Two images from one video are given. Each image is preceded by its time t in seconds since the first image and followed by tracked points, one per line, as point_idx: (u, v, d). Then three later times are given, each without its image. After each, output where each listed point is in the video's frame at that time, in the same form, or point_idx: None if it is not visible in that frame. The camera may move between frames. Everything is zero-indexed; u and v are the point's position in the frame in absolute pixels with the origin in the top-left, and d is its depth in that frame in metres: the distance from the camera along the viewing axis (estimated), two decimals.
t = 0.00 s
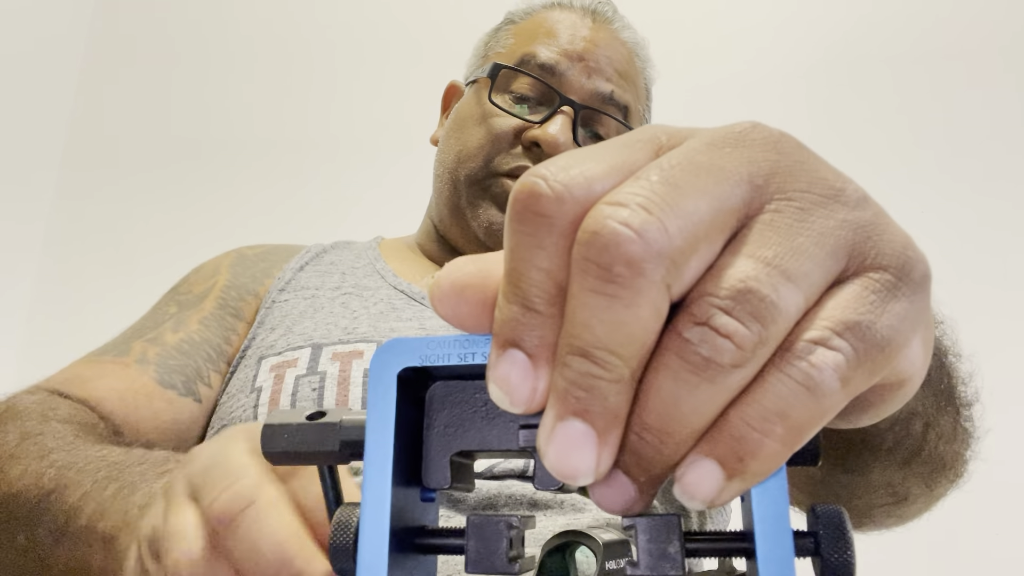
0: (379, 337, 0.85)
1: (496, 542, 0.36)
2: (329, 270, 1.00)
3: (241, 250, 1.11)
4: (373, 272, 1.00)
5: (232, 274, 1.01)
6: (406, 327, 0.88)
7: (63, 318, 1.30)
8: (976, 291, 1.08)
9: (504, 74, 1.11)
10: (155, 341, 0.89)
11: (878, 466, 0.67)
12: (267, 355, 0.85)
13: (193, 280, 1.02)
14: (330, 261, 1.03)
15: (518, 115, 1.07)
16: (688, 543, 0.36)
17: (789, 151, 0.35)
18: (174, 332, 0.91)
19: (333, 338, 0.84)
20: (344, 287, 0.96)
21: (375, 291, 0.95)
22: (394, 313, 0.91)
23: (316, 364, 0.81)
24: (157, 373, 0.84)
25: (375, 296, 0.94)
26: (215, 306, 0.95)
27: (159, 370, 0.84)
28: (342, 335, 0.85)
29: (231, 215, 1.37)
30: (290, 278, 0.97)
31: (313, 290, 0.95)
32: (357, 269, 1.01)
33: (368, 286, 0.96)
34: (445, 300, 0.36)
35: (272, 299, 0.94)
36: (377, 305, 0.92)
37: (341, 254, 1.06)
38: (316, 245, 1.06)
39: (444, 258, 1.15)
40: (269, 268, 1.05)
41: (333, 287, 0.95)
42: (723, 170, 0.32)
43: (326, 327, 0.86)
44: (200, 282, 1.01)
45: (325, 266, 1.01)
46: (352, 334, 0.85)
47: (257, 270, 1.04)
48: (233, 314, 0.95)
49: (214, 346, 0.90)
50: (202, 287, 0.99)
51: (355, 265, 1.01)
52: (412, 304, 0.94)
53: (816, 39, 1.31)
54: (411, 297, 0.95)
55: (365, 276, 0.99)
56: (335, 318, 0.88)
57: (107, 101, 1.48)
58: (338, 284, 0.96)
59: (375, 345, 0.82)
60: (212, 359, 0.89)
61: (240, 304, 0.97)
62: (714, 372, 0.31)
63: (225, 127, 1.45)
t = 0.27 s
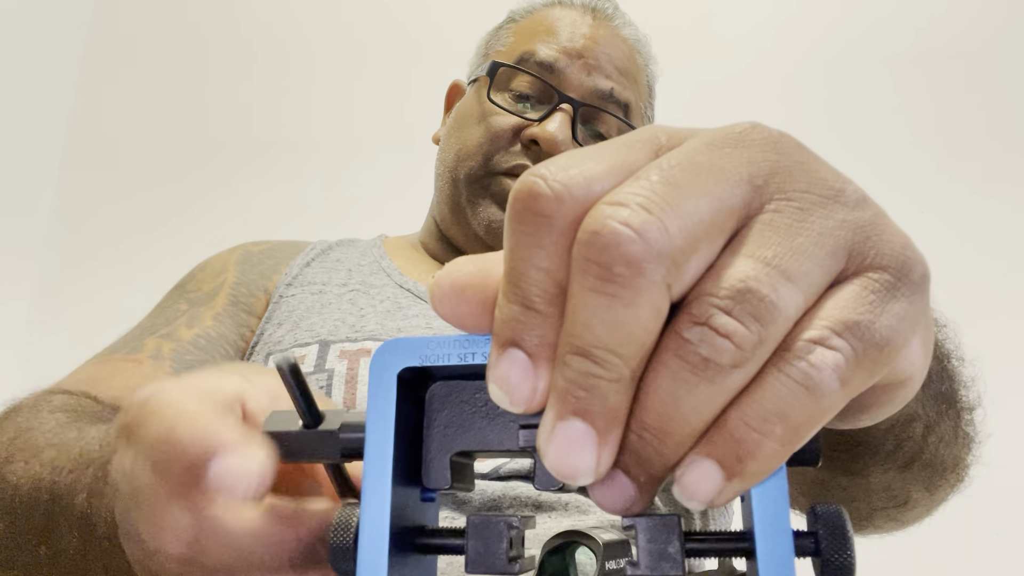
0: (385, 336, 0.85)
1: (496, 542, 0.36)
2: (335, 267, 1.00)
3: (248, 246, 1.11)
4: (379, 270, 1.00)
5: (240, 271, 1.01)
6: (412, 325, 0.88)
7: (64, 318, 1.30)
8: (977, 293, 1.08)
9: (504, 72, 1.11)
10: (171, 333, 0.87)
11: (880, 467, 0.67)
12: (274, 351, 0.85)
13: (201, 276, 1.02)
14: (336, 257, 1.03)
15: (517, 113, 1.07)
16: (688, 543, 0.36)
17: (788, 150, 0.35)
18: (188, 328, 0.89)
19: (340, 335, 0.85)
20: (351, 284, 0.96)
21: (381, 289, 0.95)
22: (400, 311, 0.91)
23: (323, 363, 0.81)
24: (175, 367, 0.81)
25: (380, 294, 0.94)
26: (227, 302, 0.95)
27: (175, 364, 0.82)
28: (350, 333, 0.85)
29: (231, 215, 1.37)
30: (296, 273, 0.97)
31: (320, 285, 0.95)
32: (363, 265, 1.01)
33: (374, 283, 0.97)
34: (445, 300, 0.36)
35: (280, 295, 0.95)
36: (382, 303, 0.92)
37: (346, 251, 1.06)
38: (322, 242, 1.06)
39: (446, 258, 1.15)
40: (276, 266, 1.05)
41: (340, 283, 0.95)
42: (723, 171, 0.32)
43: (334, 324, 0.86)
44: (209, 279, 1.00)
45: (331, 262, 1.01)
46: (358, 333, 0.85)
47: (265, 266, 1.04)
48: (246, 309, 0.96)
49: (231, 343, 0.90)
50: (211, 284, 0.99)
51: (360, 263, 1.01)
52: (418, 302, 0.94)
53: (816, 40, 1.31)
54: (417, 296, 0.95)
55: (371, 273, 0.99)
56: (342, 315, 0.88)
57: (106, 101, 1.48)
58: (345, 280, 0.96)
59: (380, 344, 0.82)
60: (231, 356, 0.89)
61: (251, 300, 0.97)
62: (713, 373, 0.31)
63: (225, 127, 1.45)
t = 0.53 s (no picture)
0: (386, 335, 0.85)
1: (496, 541, 0.36)
2: (338, 267, 1.00)
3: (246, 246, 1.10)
4: (381, 270, 1.00)
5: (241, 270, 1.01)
6: (415, 326, 0.88)
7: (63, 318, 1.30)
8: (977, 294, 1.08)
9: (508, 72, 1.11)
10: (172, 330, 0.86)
11: (882, 468, 0.67)
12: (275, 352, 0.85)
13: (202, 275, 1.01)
14: (337, 258, 1.03)
15: (520, 113, 1.07)
16: (688, 543, 0.36)
17: (787, 150, 0.35)
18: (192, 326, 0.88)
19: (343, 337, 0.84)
20: (353, 285, 0.95)
21: (384, 290, 0.95)
22: (403, 311, 0.91)
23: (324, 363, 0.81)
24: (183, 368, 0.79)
25: (384, 295, 0.94)
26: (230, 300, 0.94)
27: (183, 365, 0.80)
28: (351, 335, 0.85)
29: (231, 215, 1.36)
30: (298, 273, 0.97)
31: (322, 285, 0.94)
32: (366, 265, 1.01)
33: (376, 284, 0.96)
34: (445, 300, 0.36)
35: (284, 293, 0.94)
36: (386, 303, 0.92)
37: (349, 251, 1.06)
38: (323, 242, 1.06)
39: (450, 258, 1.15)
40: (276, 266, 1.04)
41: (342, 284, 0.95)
42: (722, 171, 0.32)
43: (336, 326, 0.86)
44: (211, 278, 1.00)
45: (335, 263, 1.01)
46: (362, 333, 0.85)
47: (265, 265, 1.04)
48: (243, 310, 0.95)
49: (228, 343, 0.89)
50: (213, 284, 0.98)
51: (364, 263, 1.02)
52: (421, 302, 0.94)
53: (818, 39, 1.31)
54: (420, 296, 0.95)
55: (374, 273, 0.99)
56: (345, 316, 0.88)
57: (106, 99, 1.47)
58: (347, 282, 0.96)
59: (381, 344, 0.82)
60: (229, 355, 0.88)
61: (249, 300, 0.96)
62: (713, 373, 0.31)
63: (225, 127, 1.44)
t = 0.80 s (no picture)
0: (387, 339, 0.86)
1: (497, 542, 0.36)
2: (335, 270, 1.00)
3: (246, 247, 1.11)
4: (382, 271, 1.00)
5: (235, 271, 1.02)
6: (414, 328, 0.88)
7: (67, 322, 1.31)
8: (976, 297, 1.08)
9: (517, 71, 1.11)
10: (156, 333, 0.87)
11: (885, 467, 0.67)
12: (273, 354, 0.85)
13: (196, 277, 1.02)
14: (338, 259, 1.03)
15: (530, 113, 1.07)
16: (689, 543, 0.36)
17: (786, 148, 0.35)
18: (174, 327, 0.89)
19: (340, 338, 0.85)
20: (351, 287, 0.96)
21: (384, 291, 0.95)
22: (402, 314, 0.91)
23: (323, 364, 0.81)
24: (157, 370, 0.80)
25: (383, 296, 0.94)
26: (216, 304, 0.95)
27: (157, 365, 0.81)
28: (349, 336, 0.85)
29: (228, 209, 1.37)
30: (297, 276, 0.97)
31: (320, 289, 0.95)
32: (365, 267, 1.01)
33: (376, 285, 0.97)
34: (444, 300, 0.36)
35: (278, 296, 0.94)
36: (385, 306, 0.92)
37: (349, 252, 1.06)
38: (323, 244, 1.06)
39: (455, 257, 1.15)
40: (275, 266, 1.04)
41: (340, 287, 0.95)
42: (720, 169, 0.32)
43: (334, 328, 0.86)
44: (203, 279, 1.01)
45: (332, 265, 1.01)
46: (359, 335, 0.86)
47: (262, 266, 1.04)
48: (235, 312, 0.95)
49: (213, 344, 0.90)
50: (204, 285, 0.99)
51: (362, 265, 1.02)
52: (421, 305, 0.94)
53: (818, 36, 1.30)
54: (419, 297, 0.95)
55: (373, 275, 0.99)
56: (342, 319, 0.88)
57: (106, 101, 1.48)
58: (345, 284, 0.96)
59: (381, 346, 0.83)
60: (215, 356, 0.88)
61: (243, 302, 0.97)
62: (712, 372, 0.31)
63: (222, 128, 1.45)
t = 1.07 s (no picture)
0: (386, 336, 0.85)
1: (497, 542, 0.36)
2: (335, 265, 0.99)
3: (244, 243, 1.11)
4: (381, 269, 1.00)
5: (231, 267, 1.02)
6: (412, 325, 0.88)
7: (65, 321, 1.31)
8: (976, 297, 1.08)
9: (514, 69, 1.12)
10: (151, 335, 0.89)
11: (884, 467, 0.67)
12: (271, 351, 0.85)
13: (193, 277, 1.02)
14: (337, 256, 1.03)
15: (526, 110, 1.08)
16: (688, 543, 0.36)
17: (786, 149, 0.35)
18: (168, 328, 0.91)
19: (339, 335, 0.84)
20: (350, 284, 0.95)
21: (383, 288, 0.95)
22: (402, 312, 0.91)
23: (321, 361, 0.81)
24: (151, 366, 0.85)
25: (382, 294, 0.94)
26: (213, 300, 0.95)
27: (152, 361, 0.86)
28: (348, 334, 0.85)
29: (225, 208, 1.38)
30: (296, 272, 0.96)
31: (319, 284, 0.94)
32: (364, 264, 1.01)
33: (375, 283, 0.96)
34: (445, 300, 0.36)
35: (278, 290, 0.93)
36: (384, 302, 0.92)
37: (348, 250, 1.06)
38: (322, 241, 1.06)
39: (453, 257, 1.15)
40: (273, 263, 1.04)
41: (340, 283, 0.94)
42: (721, 169, 0.32)
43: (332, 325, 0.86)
44: (199, 278, 1.01)
45: (331, 261, 1.01)
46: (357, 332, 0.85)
47: (259, 262, 1.04)
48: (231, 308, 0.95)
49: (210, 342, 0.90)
50: (200, 284, 1.00)
51: (361, 262, 1.02)
52: (420, 302, 0.94)
53: (816, 36, 1.30)
54: (418, 295, 0.95)
55: (372, 272, 0.99)
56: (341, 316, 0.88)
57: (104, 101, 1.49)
58: (344, 280, 0.95)
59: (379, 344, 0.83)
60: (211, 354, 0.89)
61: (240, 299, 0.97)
62: (713, 371, 0.31)
63: (221, 125, 1.44)
